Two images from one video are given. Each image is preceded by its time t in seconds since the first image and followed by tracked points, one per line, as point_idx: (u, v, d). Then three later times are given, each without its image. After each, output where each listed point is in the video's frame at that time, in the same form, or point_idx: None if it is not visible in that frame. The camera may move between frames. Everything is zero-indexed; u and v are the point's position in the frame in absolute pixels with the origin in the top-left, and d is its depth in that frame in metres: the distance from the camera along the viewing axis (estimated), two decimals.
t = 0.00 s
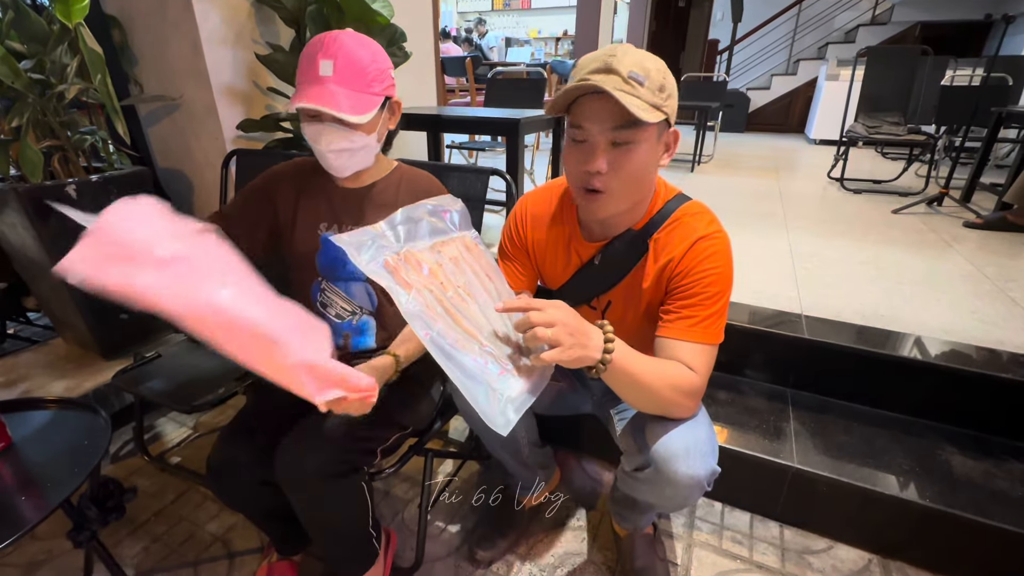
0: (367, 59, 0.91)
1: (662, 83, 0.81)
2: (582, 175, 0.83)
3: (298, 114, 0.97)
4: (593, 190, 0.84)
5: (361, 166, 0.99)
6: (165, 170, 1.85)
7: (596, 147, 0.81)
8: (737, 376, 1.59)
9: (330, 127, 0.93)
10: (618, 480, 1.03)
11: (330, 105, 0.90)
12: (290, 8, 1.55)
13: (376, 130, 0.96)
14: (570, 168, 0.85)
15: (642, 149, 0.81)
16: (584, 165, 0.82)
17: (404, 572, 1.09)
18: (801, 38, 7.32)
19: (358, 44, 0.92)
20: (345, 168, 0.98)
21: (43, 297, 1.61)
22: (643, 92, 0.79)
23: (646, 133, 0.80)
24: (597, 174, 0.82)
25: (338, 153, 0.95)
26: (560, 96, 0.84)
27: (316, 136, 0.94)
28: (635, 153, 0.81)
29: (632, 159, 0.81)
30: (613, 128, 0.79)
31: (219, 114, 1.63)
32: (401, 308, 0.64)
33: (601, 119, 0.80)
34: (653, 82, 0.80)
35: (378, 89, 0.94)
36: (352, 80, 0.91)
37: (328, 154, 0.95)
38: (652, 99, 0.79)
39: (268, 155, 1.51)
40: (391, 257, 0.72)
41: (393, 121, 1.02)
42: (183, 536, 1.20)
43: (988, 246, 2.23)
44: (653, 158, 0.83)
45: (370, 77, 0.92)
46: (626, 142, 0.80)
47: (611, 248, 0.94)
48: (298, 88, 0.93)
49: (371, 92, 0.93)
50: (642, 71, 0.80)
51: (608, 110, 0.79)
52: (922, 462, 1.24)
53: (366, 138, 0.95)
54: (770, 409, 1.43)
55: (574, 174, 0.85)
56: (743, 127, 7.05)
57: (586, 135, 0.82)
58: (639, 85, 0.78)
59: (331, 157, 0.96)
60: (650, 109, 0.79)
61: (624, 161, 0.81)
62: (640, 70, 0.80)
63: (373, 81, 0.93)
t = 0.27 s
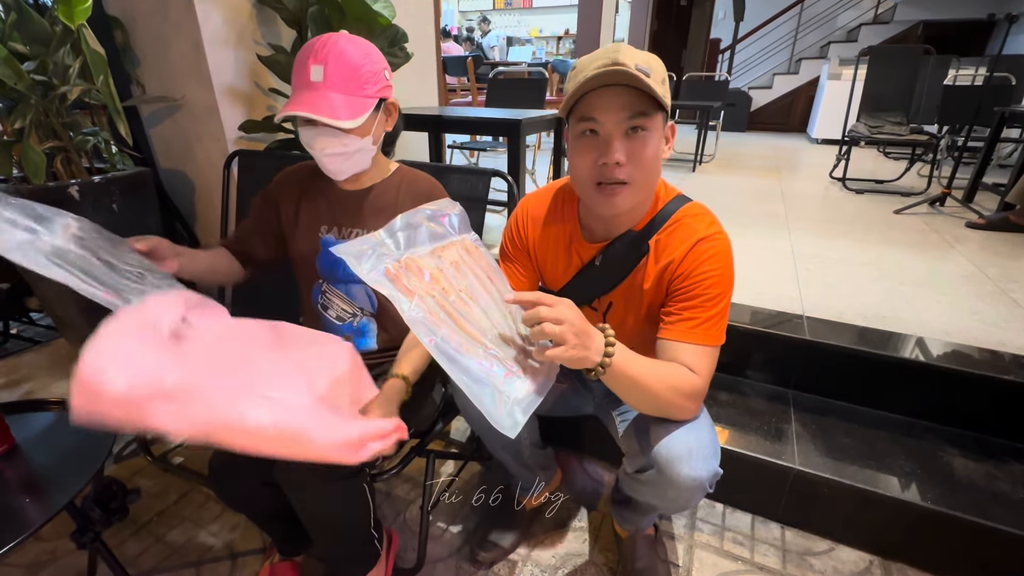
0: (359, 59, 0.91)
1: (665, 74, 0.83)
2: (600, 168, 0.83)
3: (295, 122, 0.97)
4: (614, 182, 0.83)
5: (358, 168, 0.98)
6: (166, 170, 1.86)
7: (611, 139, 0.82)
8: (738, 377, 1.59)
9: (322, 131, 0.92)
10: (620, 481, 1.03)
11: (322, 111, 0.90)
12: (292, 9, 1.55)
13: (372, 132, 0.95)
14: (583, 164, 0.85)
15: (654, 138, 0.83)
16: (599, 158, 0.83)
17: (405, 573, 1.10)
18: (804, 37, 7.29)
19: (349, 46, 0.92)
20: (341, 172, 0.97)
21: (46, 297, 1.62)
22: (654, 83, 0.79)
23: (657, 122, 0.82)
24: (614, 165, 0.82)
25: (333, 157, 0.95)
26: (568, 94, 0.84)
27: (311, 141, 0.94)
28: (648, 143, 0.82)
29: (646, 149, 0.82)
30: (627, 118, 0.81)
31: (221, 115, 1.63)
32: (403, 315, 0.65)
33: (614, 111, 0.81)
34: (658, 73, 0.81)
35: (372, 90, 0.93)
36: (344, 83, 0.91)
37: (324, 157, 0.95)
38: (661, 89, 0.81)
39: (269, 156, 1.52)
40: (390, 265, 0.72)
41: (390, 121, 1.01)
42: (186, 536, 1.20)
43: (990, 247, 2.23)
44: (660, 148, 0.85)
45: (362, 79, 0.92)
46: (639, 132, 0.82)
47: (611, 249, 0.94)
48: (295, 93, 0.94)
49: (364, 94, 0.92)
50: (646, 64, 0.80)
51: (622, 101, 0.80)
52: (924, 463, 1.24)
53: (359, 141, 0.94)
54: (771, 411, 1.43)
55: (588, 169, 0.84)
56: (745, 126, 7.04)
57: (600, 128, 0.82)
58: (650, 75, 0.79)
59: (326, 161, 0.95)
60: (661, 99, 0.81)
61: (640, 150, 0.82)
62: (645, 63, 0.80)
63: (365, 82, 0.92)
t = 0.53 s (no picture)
0: (357, 59, 0.91)
1: (659, 79, 0.81)
2: (582, 173, 0.83)
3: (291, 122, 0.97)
4: (596, 188, 0.84)
5: (356, 169, 0.99)
6: (168, 168, 1.86)
7: (595, 145, 0.81)
8: (739, 375, 1.59)
9: (321, 131, 0.92)
10: (621, 479, 1.03)
11: (320, 111, 0.90)
12: (293, 7, 1.55)
13: (369, 132, 0.96)
14: (571, 168, 0.85)
15: (642, 145, 0.81)
16: (584, 163, 0.83)
17: (408, 569, 1.11)
18: (806, 33, 7.26)
19: (345, 46, 0.92)
20: (339, 172, 0.98)
21: (49, 295, 1.62)
22: (641, 89, 0.79)
23: (645, 129, 0.80)
24: (597, 171, 0.82)
25: (332, 157, 0.95)
26: (558, 96, 0.85)
27: (309, 141, 0.95)
28: (634, 150, 0.81)
29: (632, 156, 0.81)
30: (613, 125, 0.80)
31: (222, 113, 1.63)
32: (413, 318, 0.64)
33: (599, 117, 0.80)
34: (650, 78, 0.80)
35: (370, 90, 0.93)
36: (343, 83, 0.90)
37: (323, 158, 0.95)
38: (650, 96, 0.79)
39: (271, 154, 1.52)
40: (396, 266, 0.71)
41: (386, 121, 1.01)
42: (190, 532, 1.21)
43: (993, 245, 2.23)
44: (652, 155, 0.84)
45: (359, 79, 0.91)
46: (626, 139, 0.80)
47: (613, 247, 0.93)
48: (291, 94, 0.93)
49: (363, 94, 0.92)
50: (638, 69, 0.80)
51: (607, 106, 0.79)
52: (924, 462, 1.24)
53: (358, 141, 0.94)
54: (772, 409, 1.44)
55: (575, 173, 0.85)
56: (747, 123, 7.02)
57: (586, 133, 0.82)
58: (637, 82, 0.79)
59: (325, 162, 0.96)
60: (648, 107, 0.79)
61: (624, 157, 0.81)
62: (636, 67, 0.80)
63: (364, 83, 0.92)
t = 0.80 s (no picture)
0: (360, 59, 0.91)
1: (655, 85, 0.80)
2: (575, 177, 0.84)
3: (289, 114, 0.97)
4: (591, 194, 0.84)
5: (354, 166, 0.99)
6: (168, 166, 1.86)
7: (586, 151, 0.82)
8: (738, 373, 1.60)
9: (320, 128, 0.92)
10: (620, 476, 1.04)
11: (321, 107, 0.90)
12: (293, 4, 1.55)
13: (368, 130, 0.96)
14: (564, 172, 0.86)
15: (634, 153, 0.81)
16: (577, 167, 0.83)
17: (408, 566, 1.11)
18: (808, 28, 7.22)
19: (349, 44, 0.92)
20: (336, 168, 0.98)
21: (50, 293, 1.63)
22: (633, 96, 0.79)
23: (636, 136, 0.80)
24: (588, 177, 0.82)
25: (329, 154, 0.95)
26: (552, 101, 0.86)
27: (307, 136, 0.94)
28: (626, 156, 0.81)
29: (622, 164, 0.81)
30: (604, 132, 0.80)
31: (222, 111, 1.63)
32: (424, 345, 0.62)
33: (591, 123, 0.80)
34: (644, 85, 0.80)
35: (371, 89, 0.94)
36: (345, 80, 0.90)
37: (320, 154, 0.95)
38: (643, 102, 0.80)
39: (271, 152, 1.52)
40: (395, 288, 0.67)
41: (385, 121, 1.02)
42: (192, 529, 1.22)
43: (992, 243, 2.23)
44: (647, 161, 0.83)
45: (361, 78, 0.92)
46: (617, 147, 0.80)
47: (614, 246, 0.94)
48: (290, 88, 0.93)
49: (363, 93, 0.93)
50: (632, 76, 0.81)
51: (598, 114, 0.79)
52: (921, 459, 1.25)
53: (356, 139, 0.95)
54: (771, 406, 1.44)
55: (568, 177, 0.86)
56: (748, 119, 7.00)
57: (578, 139, 0.83)
58: (630, 89, 0.79)
59: (322, 158, 0.96)
60: (639, 113, 0.79)
61: (615, 164, 0.81)
62: (631, 74, 0.81)
63: (365, 82, 0.92)
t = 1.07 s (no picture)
0: (372, 60, 0.93)
1: (662, 86, 0.80)
2: (581, 178, 0.84)
3: (294, 112, 0.96)
4: (597, 193, 0.84)
5: (359, 164, 1.00)
6: (168, 164, 1.86)
7: (593, 151, 0.81)
8: (737, 371, 1.60)
9: (331, 126, 0.93)
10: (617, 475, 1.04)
11: (334, 105, 0.90)
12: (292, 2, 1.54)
13: (375, 130, 0.98)
14: (570, 172, 0.86)
15: (640, 154, 0.81)
16: (584, 167, 0.83)
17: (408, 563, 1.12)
18: (810, 24, 7.16)
19: (360, 45, 0.93)
20: (342, 166, 0.98)
21: (51, 291, 1.63)
22: (640, 96, 0.79)
23: (643, 138, 0.80)
24: (595, 177, 0.82)
25: (337, 152, 0.96)
26: (557, 103, 0.85)
27: (315, 133, 0.94)
28: (632, 157, 0.81)
29: (629, 163, 0.81)
30: (611, 132, 0.79)
31: (222, 109, 1.63)
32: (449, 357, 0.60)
33: (597, 124, 0.80)
34: (652, 86, 0.80)
35: (380, 90, 0.96)
36: (361, 79, 0.92)
37: (329, 152, 0.95)
38: (650, 103, 0.79)
39: (271, 151, 1.52)
40: (398, 311, 0.64)
41: (388, 121, 1.03)
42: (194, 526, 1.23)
43: (992, 242, 2.23)
44: (652, 162, 0.83)
45: (373, 79, 0.94)
46: (624, 146, 0.80)
47: (615, 245, 0.94)
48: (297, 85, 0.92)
49: (374, 93, 0.94)
50: (639, 76, 0.80)
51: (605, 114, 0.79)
52: (919, 458, 1.25)
53: (366, 138, 0.96)
54: (769, 405, 1.45)
55: (574, 177, 0.85)
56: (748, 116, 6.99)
57: (585, 139, 0.82)
58: (636, 89, 0.79)
59: (330, 156, 0.96)
60: (646, 114, 0.79)
61: (622, 165, 0.81)
62: (638, 74, 0.80)
63: (375, 83, 0.94)
